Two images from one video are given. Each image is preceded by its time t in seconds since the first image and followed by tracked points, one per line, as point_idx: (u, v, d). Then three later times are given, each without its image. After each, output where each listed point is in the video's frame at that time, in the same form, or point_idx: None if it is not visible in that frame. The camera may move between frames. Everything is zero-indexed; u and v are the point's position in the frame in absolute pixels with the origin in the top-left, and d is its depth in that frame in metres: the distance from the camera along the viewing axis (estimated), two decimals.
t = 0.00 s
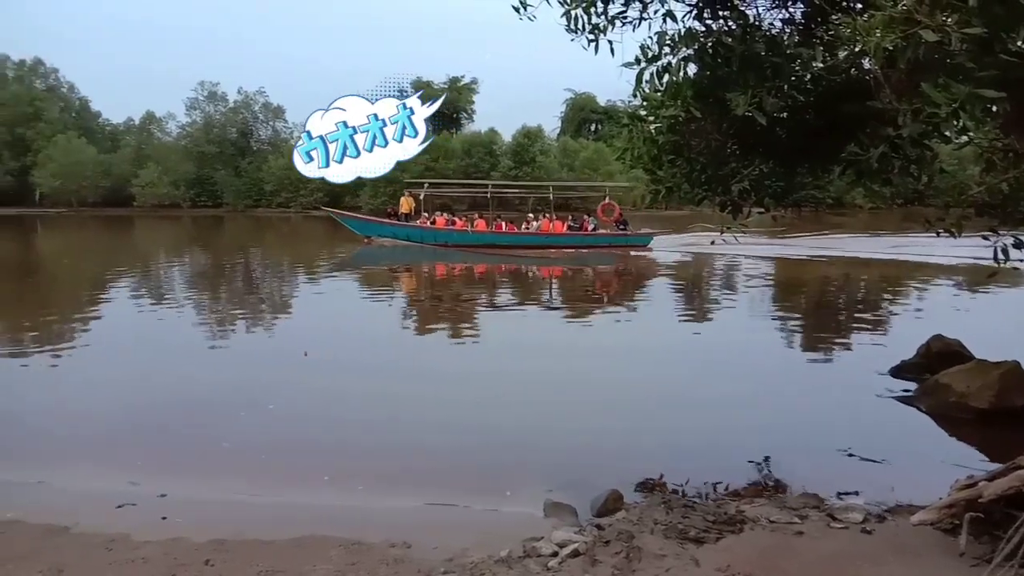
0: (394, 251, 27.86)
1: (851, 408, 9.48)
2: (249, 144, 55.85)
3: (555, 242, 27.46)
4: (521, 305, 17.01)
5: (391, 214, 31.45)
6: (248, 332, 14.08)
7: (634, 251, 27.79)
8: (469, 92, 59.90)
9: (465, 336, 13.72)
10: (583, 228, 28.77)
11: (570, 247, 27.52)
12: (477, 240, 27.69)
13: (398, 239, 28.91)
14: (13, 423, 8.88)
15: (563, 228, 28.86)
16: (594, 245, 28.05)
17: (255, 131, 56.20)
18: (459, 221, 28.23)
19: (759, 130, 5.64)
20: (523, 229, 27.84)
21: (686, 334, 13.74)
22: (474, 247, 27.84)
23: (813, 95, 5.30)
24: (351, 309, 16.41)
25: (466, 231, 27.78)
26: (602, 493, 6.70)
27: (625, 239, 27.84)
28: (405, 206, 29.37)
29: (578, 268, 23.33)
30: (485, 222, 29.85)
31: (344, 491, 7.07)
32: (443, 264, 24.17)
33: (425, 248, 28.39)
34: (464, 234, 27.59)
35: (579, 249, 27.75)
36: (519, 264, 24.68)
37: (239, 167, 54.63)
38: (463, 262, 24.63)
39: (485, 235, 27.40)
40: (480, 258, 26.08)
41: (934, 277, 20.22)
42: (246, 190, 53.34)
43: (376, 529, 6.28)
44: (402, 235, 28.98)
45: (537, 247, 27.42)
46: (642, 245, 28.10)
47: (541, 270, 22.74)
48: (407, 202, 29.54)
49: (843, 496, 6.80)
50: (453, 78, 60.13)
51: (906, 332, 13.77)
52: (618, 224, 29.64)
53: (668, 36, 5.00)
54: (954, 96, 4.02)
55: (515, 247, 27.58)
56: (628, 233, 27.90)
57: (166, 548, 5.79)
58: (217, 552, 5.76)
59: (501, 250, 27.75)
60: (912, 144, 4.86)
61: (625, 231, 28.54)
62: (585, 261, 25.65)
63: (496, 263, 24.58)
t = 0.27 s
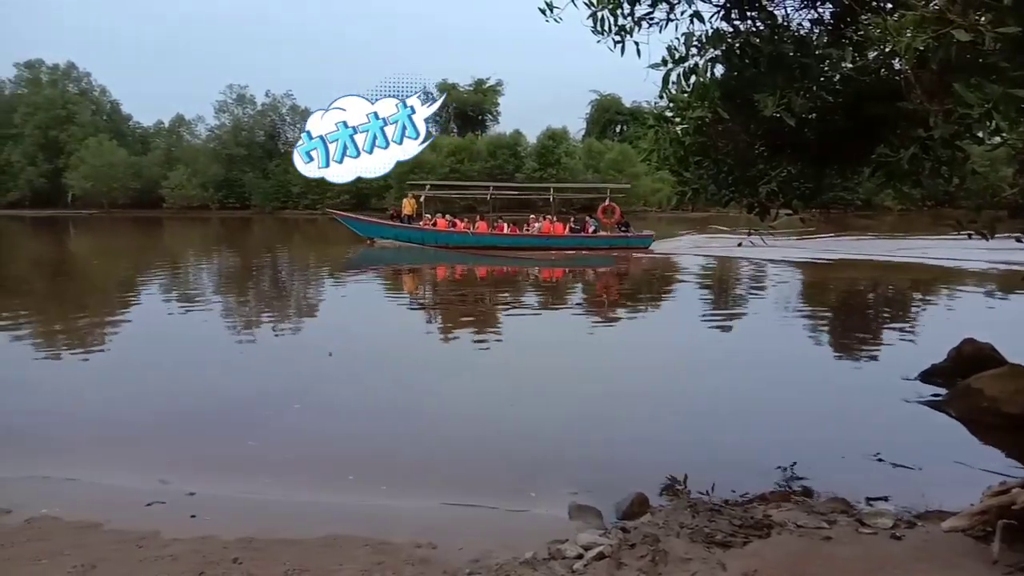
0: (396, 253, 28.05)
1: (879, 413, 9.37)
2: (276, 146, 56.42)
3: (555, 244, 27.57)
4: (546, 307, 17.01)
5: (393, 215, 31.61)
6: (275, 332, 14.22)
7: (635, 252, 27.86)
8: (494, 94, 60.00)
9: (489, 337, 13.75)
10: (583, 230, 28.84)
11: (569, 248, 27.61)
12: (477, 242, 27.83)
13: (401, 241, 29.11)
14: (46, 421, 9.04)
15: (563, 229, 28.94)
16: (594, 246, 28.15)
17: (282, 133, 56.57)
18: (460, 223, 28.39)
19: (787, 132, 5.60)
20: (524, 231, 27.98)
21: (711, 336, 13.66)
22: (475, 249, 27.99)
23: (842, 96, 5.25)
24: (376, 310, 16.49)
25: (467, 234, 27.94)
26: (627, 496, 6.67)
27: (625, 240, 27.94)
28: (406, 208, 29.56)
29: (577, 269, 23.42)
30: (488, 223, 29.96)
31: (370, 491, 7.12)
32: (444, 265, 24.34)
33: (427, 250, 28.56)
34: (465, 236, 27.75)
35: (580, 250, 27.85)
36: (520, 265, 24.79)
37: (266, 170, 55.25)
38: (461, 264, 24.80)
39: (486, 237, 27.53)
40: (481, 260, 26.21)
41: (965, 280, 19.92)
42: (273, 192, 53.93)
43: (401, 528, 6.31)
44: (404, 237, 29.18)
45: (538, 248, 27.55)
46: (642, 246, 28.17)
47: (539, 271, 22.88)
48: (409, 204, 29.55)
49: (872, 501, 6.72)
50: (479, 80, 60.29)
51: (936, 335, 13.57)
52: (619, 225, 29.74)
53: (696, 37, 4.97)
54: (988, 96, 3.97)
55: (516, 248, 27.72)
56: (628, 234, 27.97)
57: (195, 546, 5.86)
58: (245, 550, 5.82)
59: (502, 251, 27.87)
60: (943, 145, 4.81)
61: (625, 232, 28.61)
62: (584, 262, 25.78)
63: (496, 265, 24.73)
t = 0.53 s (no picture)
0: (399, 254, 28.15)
1: (910, 418, 9.23)
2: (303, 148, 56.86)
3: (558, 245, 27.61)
4: (571, 308, 16.99)
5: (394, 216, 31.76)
6: (302, 332, 14.33)
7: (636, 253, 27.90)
8: (519, 94, 59.98)
9: (514, 338, 13.75)
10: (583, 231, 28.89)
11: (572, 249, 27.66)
12: (479, 243, 27.90)
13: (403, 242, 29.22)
14: (78, 419, 9.18)
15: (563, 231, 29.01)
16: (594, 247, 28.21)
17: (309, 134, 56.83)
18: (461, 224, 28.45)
19: (816, 132, 5.55)
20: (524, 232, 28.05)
21: (738, 338, 13.55)
22: (477, 250, 28.07)
23: (872, 95, 5.20)
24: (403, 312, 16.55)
25: (468, 234, 28.00)
26: (654, 498, 6.63)
27: (625, 241, 28.03)
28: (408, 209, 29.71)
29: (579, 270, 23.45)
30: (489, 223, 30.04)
31: (395, 491, 7.15)
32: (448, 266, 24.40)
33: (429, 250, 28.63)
34: (467, 237, 27.81)
35: (581, 251, 27.90)
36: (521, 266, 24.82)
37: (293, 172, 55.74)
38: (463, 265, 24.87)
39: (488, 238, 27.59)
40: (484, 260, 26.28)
41: (998, 282, 19.57)
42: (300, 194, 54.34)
43: (426, 528, 6.33)
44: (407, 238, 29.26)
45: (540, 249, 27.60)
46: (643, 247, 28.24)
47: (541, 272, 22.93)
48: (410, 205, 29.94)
49: (903, 505, 6.63)
50: (504, 80, 60.32)
51: (968, 337, 13.35)
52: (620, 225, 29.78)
53: (723, 37, 4.94)
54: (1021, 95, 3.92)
55: (517, 249, 27.75)
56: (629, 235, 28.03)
57: (225, 544, 5.94)
58: (273, 548, 5.88)
59: (503, 252, 27.94)
60: (976, 145, 4.74)
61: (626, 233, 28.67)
62: (584, 262, 25.90)
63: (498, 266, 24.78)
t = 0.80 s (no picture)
0: (402, 256, 28.24)
1: (938, 423, 9.11)
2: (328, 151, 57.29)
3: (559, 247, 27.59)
4: (594, 309, 16.97)
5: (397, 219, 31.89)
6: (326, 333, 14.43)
7: (638, 255, 27.85)
8: (543, 96, 59.97)
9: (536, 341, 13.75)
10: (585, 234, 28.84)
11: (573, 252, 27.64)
12: (481, 245, 27.93)
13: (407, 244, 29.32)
14: (107, 418, 9.31)
15: (564, 233, 29.00)
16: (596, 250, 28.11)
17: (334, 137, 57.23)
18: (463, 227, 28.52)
19: (843, 133, 5.50)
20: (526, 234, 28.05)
21: (763, 341, 13.45)
22: (478, 253, 28.10)
23: (901, 97, 5.14)
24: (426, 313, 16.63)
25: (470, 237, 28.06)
26: (678, 502, 6.60)
27: (627, 244, 27.87)
28: (409, 213, 29.85)
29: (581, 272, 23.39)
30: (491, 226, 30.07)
31: (419, 492, 7.17)
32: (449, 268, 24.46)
33: (432, 252, 28.70)
34: (469, 239, 27.87)
35: (582, 253, 27.86)
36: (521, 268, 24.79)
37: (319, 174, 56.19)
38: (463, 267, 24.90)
39: (489, 240, 27.62)
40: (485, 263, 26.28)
41: None
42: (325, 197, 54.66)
43: (449, 530, 6.34)
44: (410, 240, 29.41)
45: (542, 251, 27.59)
46: (645, 249, 28.17)
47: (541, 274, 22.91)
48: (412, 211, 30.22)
49: (932, 512, 6.53)
50: (528, 82, 60.36)
51: (999, 341, 13.14)
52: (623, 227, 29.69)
53: (748, 38, 4.91)
54: None
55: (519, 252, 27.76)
56: (630, 237, 27.97)
57: (251, 543, 5.99)
58: (298, 548, 5.93)
59: (505, 255, 27.95)
60: (1007, 147, 4.68)
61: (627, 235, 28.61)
62: (584, 264, 25.85)
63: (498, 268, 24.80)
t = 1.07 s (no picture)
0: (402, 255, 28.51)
1: (967, 426, 8.97)
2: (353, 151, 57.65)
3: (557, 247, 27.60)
4: (617, 309, 16.95)
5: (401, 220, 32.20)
6: (350, 333, 14.55)
7: (636, 255, 27.73)
8: (567, 97, 59.94)
9: (559, 341, 13.77)
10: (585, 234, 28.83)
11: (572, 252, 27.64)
12: (480, 245, 28.10)
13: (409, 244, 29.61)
14: (134, 415, 9.44)
15: (564, 234, 29.03)
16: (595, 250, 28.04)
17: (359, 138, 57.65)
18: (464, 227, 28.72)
19: (871, 133, 5.43)
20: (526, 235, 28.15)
21: (788, 342, 13.36)
22: (479, 253, 28.23)
23: (930, 96, 5.07)
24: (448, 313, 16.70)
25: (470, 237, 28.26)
26: (703, 504, 6.55)
27: (625, 244, 27.76)
28: (410, 213, 30.15)
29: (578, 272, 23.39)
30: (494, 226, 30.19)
31: (441, 491, 7.20)
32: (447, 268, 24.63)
33: (432, 252, 28.93)
34: (468, 240, 28.07)
35: (580, 254, 27.83)
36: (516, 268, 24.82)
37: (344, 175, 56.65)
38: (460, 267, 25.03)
39: (488, 240, 27.82)
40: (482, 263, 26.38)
41: None
42: (349, 197, 54.98)
43: (473, 530, 6.33)
44: (413, 240, 29.69)
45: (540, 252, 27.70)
46: (643, 249, 28.04)
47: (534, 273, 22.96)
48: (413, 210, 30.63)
49: (961, 516, 6.44)
50: (551, 83, 60.35)
51: None
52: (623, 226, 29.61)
53: (775, 37, 4.87)
54: None
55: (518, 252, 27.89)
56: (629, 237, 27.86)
57: (276, 541, 6.04)
58: (322, 546, 5.96)
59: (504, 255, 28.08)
60: None
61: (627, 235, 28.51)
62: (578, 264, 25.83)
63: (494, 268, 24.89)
